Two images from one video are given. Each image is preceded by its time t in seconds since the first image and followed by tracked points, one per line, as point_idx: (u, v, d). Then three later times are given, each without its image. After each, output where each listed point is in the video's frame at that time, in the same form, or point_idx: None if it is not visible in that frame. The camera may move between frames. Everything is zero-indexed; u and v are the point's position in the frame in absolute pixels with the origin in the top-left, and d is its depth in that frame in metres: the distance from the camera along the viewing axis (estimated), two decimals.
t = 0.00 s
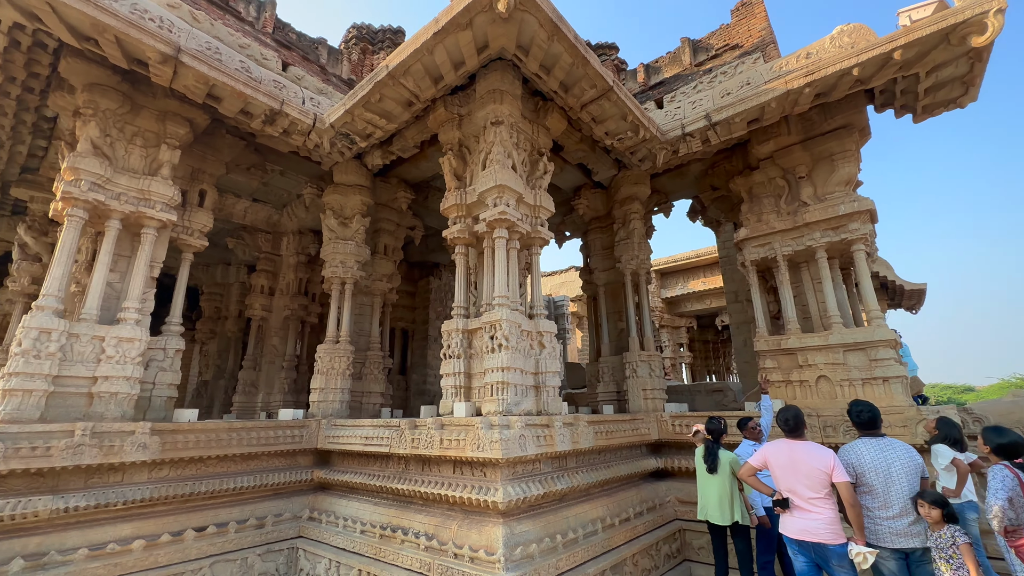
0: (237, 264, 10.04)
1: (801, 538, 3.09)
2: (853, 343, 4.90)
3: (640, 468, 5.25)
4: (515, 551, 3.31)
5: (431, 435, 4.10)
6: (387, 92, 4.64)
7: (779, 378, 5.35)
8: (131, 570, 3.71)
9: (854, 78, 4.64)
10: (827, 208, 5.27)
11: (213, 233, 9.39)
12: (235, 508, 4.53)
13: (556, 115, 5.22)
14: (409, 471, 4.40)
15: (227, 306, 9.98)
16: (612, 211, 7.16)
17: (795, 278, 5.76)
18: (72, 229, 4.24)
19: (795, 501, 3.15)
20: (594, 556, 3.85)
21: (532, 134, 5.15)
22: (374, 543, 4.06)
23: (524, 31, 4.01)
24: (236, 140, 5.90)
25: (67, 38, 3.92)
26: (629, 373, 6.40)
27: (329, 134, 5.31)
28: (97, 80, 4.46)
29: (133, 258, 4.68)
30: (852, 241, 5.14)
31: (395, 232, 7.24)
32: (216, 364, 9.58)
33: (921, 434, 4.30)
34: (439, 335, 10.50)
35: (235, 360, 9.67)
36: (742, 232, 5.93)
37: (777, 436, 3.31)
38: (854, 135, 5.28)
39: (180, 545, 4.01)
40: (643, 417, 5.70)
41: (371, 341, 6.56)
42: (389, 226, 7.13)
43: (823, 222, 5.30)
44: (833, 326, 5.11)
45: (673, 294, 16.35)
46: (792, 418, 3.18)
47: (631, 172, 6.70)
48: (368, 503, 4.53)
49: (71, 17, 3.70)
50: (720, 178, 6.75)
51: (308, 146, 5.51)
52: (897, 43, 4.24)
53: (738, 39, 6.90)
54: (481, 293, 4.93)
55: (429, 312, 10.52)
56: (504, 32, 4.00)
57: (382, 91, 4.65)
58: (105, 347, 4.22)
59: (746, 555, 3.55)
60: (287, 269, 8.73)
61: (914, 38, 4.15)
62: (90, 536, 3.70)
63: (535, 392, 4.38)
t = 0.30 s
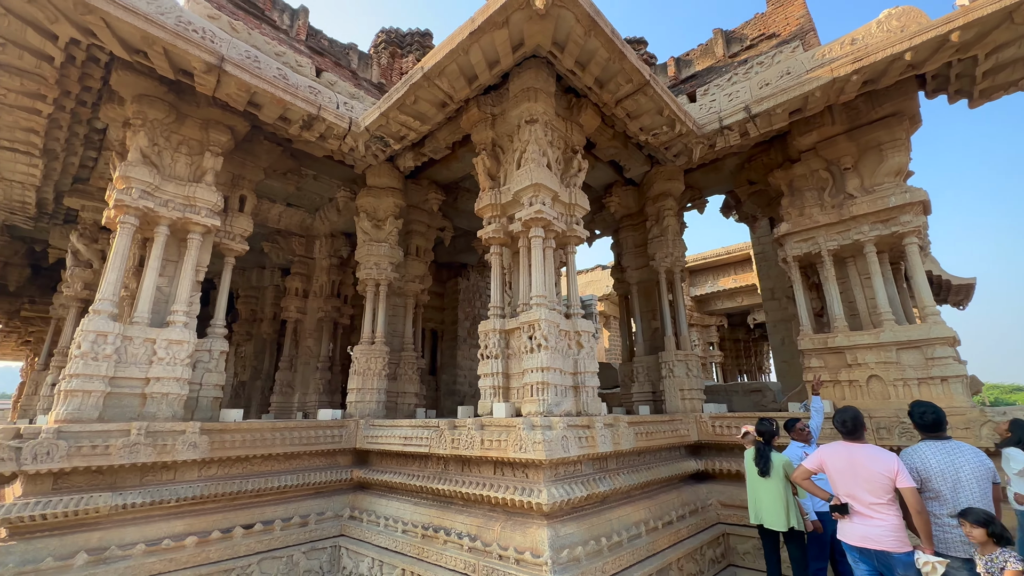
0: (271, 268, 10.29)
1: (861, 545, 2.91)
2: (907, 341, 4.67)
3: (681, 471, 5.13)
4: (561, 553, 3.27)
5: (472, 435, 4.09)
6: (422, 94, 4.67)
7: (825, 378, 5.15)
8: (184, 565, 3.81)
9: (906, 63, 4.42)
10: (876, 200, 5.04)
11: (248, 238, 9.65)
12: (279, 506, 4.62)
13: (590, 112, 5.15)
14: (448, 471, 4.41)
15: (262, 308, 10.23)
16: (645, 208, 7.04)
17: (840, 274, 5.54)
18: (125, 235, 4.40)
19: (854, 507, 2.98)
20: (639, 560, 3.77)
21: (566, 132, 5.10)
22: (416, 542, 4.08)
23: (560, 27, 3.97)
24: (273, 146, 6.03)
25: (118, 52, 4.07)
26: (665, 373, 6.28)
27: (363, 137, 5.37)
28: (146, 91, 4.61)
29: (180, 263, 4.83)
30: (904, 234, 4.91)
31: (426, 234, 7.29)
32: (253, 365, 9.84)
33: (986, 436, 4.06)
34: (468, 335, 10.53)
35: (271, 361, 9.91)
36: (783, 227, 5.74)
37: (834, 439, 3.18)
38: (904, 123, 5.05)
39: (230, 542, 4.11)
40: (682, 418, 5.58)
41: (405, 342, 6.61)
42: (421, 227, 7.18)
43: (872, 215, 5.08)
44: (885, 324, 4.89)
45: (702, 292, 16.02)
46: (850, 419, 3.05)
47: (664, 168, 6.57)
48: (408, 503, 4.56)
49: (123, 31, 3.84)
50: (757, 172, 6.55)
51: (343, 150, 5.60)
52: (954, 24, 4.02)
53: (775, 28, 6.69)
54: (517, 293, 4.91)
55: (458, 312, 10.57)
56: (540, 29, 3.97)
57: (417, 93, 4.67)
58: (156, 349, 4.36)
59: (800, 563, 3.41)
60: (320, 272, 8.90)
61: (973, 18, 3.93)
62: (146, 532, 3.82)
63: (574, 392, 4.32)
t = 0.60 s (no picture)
0: (303, 271, 10.49)
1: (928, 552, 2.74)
2: (966, 337, 4.46)
3: (724, 472, 5.02)
4: (611, 556, 3.22)
5: (514, 436, 4.08)
6: (457, 95, 4.68)
7: (876, 377, 4.96)
8: (238, 563, 3.91)
9: (962, 46, 4.22)
10: (928, 190, 4.83)
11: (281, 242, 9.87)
12: (324, 505, 4.70)
13: (625, 108, 5.08)
14: (490, 472, 4.41)
15: (295, 311, 10.45)
16: (678, 205, 6.92)
17: (889, 268, 5.33)
18: (174, 242, 4.54)
19: (920, 512, 2.80)
20: (688, 563, 3.70)
21: (601, 129, 5.04)
22: (461, 543, 4.09)
23: (598, 23, 3.92)
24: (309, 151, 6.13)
25: (167, 64, 4.20)
26: (704, 372, 6.15)
27: (398, 140, 5.41)
28: (191, 101, 4.75)
29: (225, 268, 4.96)
30: (960, 225, 4.69)
31: (457, 234, 7.32)
32: (288, 367, 10.06)
33: None
34: (496, 335, 10.55)
35: (304, 363, 10.11)
36: (826, 220, 5.55)
37: (897, 440, 2.99)
38: (958, 109, 4.82)
39: (279, 540, 4.20)
40: (723, 417, 5.45)
41: (438, 343, 6.65)
42: (452, 229, 7.21)
43: (924, 206, 4.87)
44: (940, 319, 4.68)
45: (731, 289, 15.70)
46: (915, 419, 2.86)
47: (699, 163, 6.44)
48: (450, 503, 4.57)
49: (172, 43, 3.96)
50: (796, 164, 6.35)
51: (378, 154, 5.66)
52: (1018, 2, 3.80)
53: (812, 16, 6.48)
54: (555, 293, 4.88)
55: (486, 312, 10.60)
56: (578, 26, 3.93)
57: (452, 95, 4.68)
58: (205, 351, 4.49)
59: (861, 567, 3.29)
60: (352, 274, 9.04)
61: None
62: (201, 530, 3.93)
63: (616, 392, 4.26)
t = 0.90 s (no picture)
0: (333, 272, 10.67)
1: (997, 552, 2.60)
2: None
3: (768, 468, 4.94)
4: (664, 553, 3.21)
5: (558, 433, 4.09)
6: (492, 94, 4.68)
7: (927, 370, 4.81)
8: (291, 557, 4.02)
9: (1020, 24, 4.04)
10: (981, 176, 4.65)
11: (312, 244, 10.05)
12: (369, 501, 4.79)
13: (661, 101, 5.01)
14: (533, 468, 4.42)
15: (325, 311, 10.64)
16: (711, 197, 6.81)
17: (938, 258, 5.15)
18: (221, 246, 4.67)
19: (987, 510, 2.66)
20: (739, 560, 3.67)
21: (636, 123, 4.99)
22: (507, 539, 4.12)
23: (638, 16, 3.88)
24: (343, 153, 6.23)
25: (212, 72, 4.31)
26: (742, 367, 6.05)
27: (432, 140, 5.45)
28: (233, 108, 4.87)
29: (268, 270, 5.08)
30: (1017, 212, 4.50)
31: (487, 233, 7.34)
32: (320, 366, 10.26)
33: None
34: (523, 332, 10.57)
35: (335, 362, 10.29)
36: (870, 210, 5.40)
37: (961, 435, 2.83)
38: (1014, 91, 4.62)
39: (329, 536, 4.30)
40: (765, 413, 5.36)
41: (472, 340, 6.70)
42: (482, 227, 7.23)
43: (977, 193, 4.69)
44: (996, 310, 4.50)
45: (759, 283, 15.39)
46: (982, 414, 2.69)
47: (732, 154, 6.32)
48: (493, 500, 4.61)
49: (218, 52, 4.06)
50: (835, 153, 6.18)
51: (412, 155, 5.71)
52: None
53: None
54: (593, 289, 4.86)
55: (513, 310, 10.62)
56: (617, 19, 3.89)
57: (487, 93, 4.69)
58: (253, 352, 4.61)
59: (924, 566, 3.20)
60: (381, 274, 9.15)
61: None
62: (256, 525, 4.05)
63: (659, 388, 4.23)
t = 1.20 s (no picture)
0: (361, 268, 10.83)
1: None
2: None
3: (813, 460, 4.86)
4: (717, 545, 3.20)
5: (602, 425, 4.09)
6: (528, 86, 4.66)
7: (981, 360, 4.65)
8: (343, 546, 4.13)
9: None
10: None
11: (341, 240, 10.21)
12: (412, 492, 4.88)
13: (699, 88, 4.92)
14: (575, 461, 4.44)
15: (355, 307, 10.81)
16: (747, 185, 6.67)
17: (991, 243, 4.97)
18: (265, 245, 4.78)
19: None
20: (790, 552, 3.63)
21: (673, 112, 4.90)
22: (552, 530, 4.16)
23: (680, 2, 3.81)
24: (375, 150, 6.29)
25: (255, 74, 4.39)
26: (781, 358, 5.95)
27: (465, 135, 5.46)
28: (273, 109, 4.96)
29: (309, 267, 5.18)
30: None
31: (517, 226, 7.34)
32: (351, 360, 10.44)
33: None
34: (550, 325, 10.57)
35: (366, 356, 10.47)
36: (918, 195, 5.21)
37: None
38: None
39: (376, 526, 4.41)
40: (807, 404, 5.27)
41: (505, 334, 6.73)
42: (512, 220, 7.23)
43: None
44: None
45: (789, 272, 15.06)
46: None
47: (769, 141, 6.17)
48: (534, 491, 4.65)
49: (261, 54, 4.13)
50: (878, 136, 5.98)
51: (445, 150, 5.74)
52: None
53: None
54: (631, 281, 4.83)
55: (539, 303, 10.62)
56: (658, 7, 3.84)
57: (523, 86, 4.68)
58: (299, 348, 4.73)
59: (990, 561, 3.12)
60: (410, 270, 9.25)
61: None
62: (308, 515, 4.17)
63: (703, 380, 4.19)
